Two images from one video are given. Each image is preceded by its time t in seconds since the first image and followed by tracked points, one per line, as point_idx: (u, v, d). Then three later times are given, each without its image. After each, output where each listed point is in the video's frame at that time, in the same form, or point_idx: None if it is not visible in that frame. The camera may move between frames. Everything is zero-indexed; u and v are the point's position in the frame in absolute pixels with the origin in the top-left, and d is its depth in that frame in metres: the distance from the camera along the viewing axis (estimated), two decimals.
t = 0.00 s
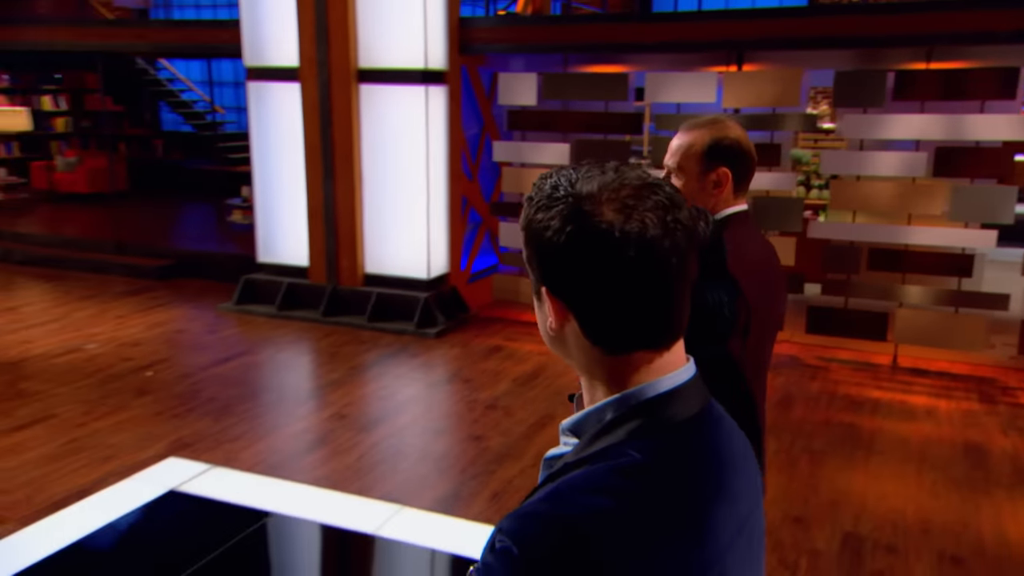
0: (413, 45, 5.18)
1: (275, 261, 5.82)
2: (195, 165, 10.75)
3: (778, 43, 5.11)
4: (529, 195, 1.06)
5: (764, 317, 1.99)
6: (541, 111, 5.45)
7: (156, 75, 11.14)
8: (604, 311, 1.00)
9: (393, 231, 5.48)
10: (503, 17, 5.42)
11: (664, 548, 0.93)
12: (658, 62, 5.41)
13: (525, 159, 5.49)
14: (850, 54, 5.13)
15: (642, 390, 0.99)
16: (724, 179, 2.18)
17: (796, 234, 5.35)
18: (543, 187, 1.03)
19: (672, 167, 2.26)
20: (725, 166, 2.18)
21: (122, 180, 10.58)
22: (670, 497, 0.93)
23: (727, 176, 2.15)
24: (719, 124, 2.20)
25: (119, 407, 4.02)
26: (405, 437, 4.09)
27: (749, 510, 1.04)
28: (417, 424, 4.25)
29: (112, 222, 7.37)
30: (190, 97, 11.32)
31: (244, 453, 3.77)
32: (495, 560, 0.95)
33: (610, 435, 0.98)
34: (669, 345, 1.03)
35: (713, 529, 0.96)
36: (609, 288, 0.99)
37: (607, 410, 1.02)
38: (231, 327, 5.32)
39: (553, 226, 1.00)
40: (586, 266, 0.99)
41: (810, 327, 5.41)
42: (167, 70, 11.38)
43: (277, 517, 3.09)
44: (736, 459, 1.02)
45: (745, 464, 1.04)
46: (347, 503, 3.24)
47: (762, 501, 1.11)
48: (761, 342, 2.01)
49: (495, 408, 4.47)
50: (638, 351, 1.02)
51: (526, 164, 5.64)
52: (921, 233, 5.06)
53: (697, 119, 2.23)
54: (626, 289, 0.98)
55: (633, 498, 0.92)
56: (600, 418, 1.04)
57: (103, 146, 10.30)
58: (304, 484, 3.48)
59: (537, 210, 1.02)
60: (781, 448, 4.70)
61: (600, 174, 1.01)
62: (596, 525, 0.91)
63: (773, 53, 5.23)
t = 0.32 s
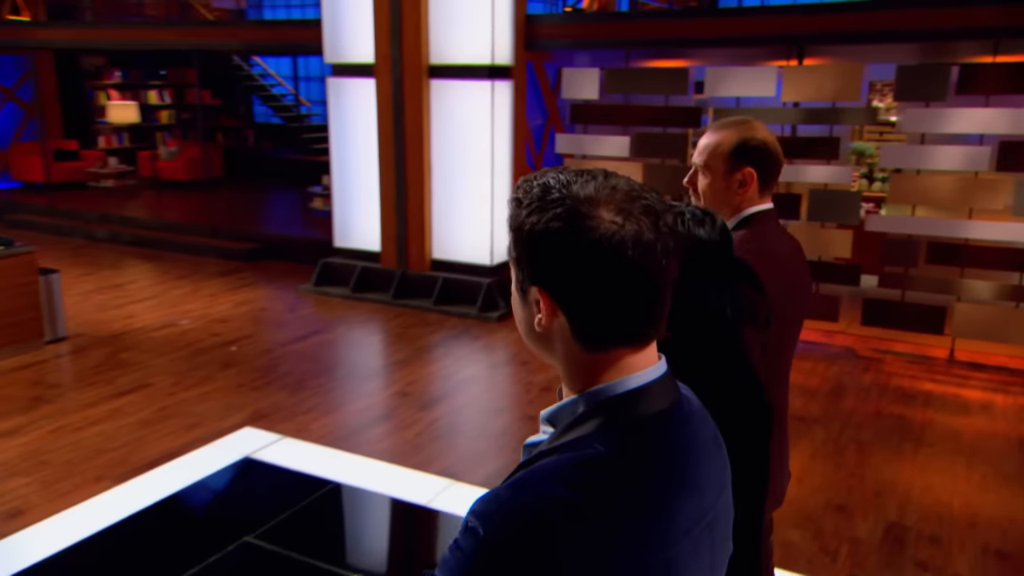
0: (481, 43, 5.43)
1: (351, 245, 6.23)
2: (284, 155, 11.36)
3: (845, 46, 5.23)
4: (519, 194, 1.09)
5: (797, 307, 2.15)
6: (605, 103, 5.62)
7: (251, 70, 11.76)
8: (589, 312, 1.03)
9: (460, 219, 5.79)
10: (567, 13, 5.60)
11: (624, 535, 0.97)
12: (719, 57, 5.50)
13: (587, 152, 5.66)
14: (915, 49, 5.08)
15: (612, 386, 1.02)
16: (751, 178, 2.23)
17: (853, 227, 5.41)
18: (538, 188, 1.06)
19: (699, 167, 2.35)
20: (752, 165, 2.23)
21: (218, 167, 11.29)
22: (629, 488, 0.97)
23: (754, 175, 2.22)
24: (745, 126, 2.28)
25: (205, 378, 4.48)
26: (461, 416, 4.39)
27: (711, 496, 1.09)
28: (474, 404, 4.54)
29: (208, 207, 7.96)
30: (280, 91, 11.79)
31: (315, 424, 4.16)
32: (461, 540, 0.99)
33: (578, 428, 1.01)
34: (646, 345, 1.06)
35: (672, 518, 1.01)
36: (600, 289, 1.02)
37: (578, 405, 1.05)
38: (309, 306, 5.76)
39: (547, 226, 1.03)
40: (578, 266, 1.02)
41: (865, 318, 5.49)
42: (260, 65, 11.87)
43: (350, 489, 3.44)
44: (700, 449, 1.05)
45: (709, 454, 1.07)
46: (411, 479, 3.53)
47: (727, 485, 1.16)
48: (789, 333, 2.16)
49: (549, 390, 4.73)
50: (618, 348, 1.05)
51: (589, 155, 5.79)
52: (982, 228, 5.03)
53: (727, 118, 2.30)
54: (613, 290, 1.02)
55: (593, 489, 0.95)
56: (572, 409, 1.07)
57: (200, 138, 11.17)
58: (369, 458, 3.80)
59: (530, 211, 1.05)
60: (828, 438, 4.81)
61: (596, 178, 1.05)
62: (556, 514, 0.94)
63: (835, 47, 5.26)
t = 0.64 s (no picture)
0: (543, 44, 5.71)
1: (419, 237, 6.59)
2: (360, 151, 11.92)
3: (895, 42, 5.18)
4: (514, 211, 1.11)
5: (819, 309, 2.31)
6: (662, 103, 5.75)
7: (333, 72, 12.27)
8: (592, 327, 1.06)
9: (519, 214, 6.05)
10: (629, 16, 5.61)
11: (607, 532, 1.01)
12: (775, 58, 5.59)
13: (642, 150, 5.84)
14: (977, 50, 5.07)
15: (595, 390, 1.06)
16: (774, 181, 2.41)
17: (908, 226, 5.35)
18: (537, 203, 1.09)
19: (723, 172, 2.53)
20: (774, 170, 2.41)
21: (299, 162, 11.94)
22: (613, 487, 1.01)
23: (776, 182, 2.39)
24: (768, 134, 2.47)
25: (279, 359, 4.91)
26: (514, 401, 4.68)
27: (693, 498, 1.13)
28: (528, 391, 4.82)
29: (289, 200, 8.51)
30: (358, 91, 12.27)
31: (376, 406, 4.52)
32: (450, 532, 1.04)
33: (564, 427, 1.06)
34: (632, 355, 1.11)
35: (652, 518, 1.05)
36: (608, 303, 1.06)
37: (562, 407, 1.10)
38: (378, 294, 6.16)
39: (550, 242, 1.06)
40: (585, 282, 1.05)
41: (920, 317, 5.51)
42: (342, 68, 12.46)
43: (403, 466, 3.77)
44: (684, 452, 1.09)
45: (693, 456, 1.11)
46: (464, 460, 3.83)
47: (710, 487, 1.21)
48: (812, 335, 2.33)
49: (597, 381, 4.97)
50: (611, 357, 1.09)
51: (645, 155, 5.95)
52: None
53: (751, 128, 2.50)
54: (610, 301, 1.06)
55: (576, 486, 1.00)
56: (558, 412, 1.11)
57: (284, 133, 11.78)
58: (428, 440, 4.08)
59: (530, 228, 1.07)
60: (874, 435, 4.90)
61: (595, 195, 1.09)
62: (540, 509, 0.99)
63: (893, 48, 5.27)
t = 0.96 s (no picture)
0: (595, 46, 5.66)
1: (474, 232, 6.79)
2: (428, 148, 12.47)
3: (950, 49, 5.26)
4: (503, 220, 1.13)
5: (835, 313, 2.41)
6: (711, 105, 5.94)
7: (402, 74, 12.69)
8: (574, 332, 1.08)
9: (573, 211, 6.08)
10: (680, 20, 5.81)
11: (589, 529, 0.98)
12: (824, 59, 5.70)
13: (691, 149, 5.98)
14: None
15: (578, 387, 1.05)
16: (788, 188, 2.53)
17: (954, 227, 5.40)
18: (524, 212, 1.11)
19: (741, 177, 2.67)
20: (789, 177, 2.53)
21: (369, 158, 12.56)
22: (592, 481, 0.98)
23: (791, 187, 2.53)
24: (785, 143, 2.60)
25: (344, 343, 5.35)
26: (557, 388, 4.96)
27: (680, 491, 1.11)
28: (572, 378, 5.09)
29: (360, 195, 9.01)
30: (424, 92, 12.67)
31: (429, 389, 4.86)
32: (429, 529, 1.01)
33: (547, 423, 1.03)
34: (615, 358, 1.12)
35: (634, 513, 1.01)
36: (585, 311, 1.07)
37: (544, 406, 1.08)
38: (437, 284, 6.54)
39: (535, 251, 1.08)
40: (566, 291, 1.07)
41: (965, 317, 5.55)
42: (410, 69, 12.88)
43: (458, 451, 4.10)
44: (666, 445, 1.07)
45: (677, 449, 1.09)
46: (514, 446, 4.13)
47: (696, 482, 1.18)
48: (828, 335, 2.44)
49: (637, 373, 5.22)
50: (593, 362, 1.10)
51: (693, 154, 6.11)
52: None
53: (769, 136, 2.64)
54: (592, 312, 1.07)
55: (552, 479, 0.97)
56: (543, 409, 1.10)
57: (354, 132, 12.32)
58: (479, 425, 4.39)
59: (516, 237, 1.09)
60: (912, 432, 5.00)
61: (580, 206, 1.11)
62: (516, 506, 0.96)
63: (944, 51, 5.31)
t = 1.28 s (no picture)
0: (644, 50, 5.82)
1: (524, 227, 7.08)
2: (486, 148, 13.12)
3: (997, 52, 5.30)
4: (501, 225, 1.28)
5: (850, 312, 2.46)
6: (755, 107, 6.15)
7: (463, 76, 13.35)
8: (563, 328, 1.23)
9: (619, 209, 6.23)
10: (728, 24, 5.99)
11: (573, 506, 1.12)
12: (871, 61, 5.80)
13: (735, 149, 6.19)
14: None
15: (568, 379, 1.20)
16: (804, 192, 2.56)
17: (999, 229, 5.43)
18: (518, 218, 1.26)
19: (760, 183, 2.71)
20: (804, 182, 2.57)
21: (429, 157, 13.24)
22: (579, 466, 1.12)
23: (807, 193, 2.57)
24: (802, 148, 2.64)
25: (399, 329, 5.78)
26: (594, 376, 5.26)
27: (660, 475, 1.25)
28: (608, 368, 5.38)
29: (420, 190, 9.54)
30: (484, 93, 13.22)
31: (475, 372, 5.23)
32: (436, 500, 1.17)
33: (539, 411, 1.18)
34: (601, 352, 1.27)
35: (616, 495, 1.16)
36: (572, 309, 1.22)
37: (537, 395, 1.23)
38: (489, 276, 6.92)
39: (527, 255, 1.23)
40: (554, 291, 1.22)
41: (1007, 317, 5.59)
42: (471, 72, 13.39)
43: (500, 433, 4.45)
44: (648, 435, 1.21)
45: (657, 439, 1.23)
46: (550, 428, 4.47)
47: (679, 467, 1.33)
48: (841, 332, 2.52)
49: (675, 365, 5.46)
50: (579, 354, 1.26)
51: (737, 154, 6.31)
52: None
53: (786, 142, 2.68)
54: (576, 310, 1.22)
55: (545, 464, 1.11)
56: (537, 397, 1.25)
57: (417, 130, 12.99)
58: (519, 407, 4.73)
59: (511, 240, 1.25)
60: (946, 429, 5.11)
61: (569, 214, 1.26)
62: (509, 484, 1.11)
63: (992, 54, 5.36)
